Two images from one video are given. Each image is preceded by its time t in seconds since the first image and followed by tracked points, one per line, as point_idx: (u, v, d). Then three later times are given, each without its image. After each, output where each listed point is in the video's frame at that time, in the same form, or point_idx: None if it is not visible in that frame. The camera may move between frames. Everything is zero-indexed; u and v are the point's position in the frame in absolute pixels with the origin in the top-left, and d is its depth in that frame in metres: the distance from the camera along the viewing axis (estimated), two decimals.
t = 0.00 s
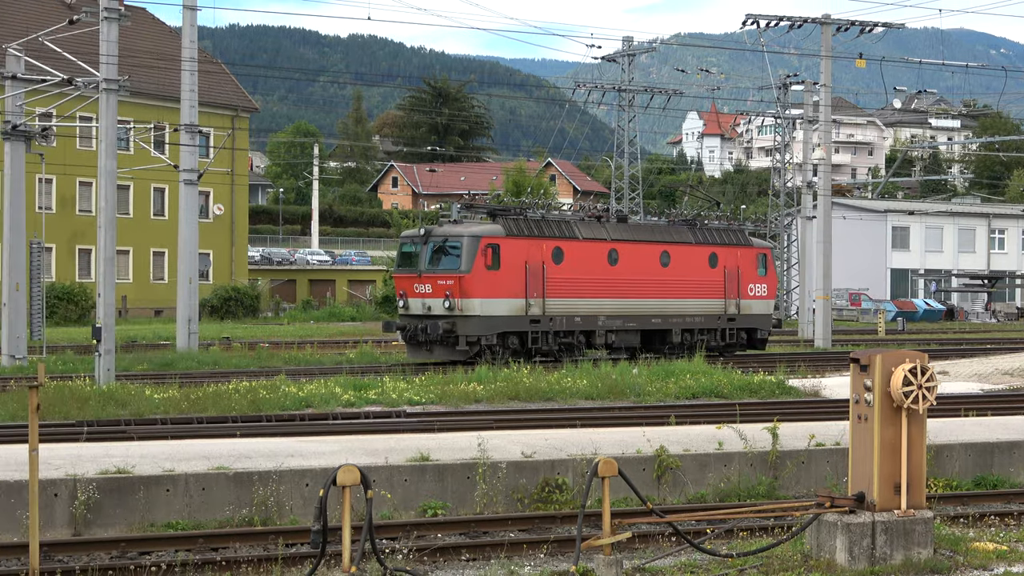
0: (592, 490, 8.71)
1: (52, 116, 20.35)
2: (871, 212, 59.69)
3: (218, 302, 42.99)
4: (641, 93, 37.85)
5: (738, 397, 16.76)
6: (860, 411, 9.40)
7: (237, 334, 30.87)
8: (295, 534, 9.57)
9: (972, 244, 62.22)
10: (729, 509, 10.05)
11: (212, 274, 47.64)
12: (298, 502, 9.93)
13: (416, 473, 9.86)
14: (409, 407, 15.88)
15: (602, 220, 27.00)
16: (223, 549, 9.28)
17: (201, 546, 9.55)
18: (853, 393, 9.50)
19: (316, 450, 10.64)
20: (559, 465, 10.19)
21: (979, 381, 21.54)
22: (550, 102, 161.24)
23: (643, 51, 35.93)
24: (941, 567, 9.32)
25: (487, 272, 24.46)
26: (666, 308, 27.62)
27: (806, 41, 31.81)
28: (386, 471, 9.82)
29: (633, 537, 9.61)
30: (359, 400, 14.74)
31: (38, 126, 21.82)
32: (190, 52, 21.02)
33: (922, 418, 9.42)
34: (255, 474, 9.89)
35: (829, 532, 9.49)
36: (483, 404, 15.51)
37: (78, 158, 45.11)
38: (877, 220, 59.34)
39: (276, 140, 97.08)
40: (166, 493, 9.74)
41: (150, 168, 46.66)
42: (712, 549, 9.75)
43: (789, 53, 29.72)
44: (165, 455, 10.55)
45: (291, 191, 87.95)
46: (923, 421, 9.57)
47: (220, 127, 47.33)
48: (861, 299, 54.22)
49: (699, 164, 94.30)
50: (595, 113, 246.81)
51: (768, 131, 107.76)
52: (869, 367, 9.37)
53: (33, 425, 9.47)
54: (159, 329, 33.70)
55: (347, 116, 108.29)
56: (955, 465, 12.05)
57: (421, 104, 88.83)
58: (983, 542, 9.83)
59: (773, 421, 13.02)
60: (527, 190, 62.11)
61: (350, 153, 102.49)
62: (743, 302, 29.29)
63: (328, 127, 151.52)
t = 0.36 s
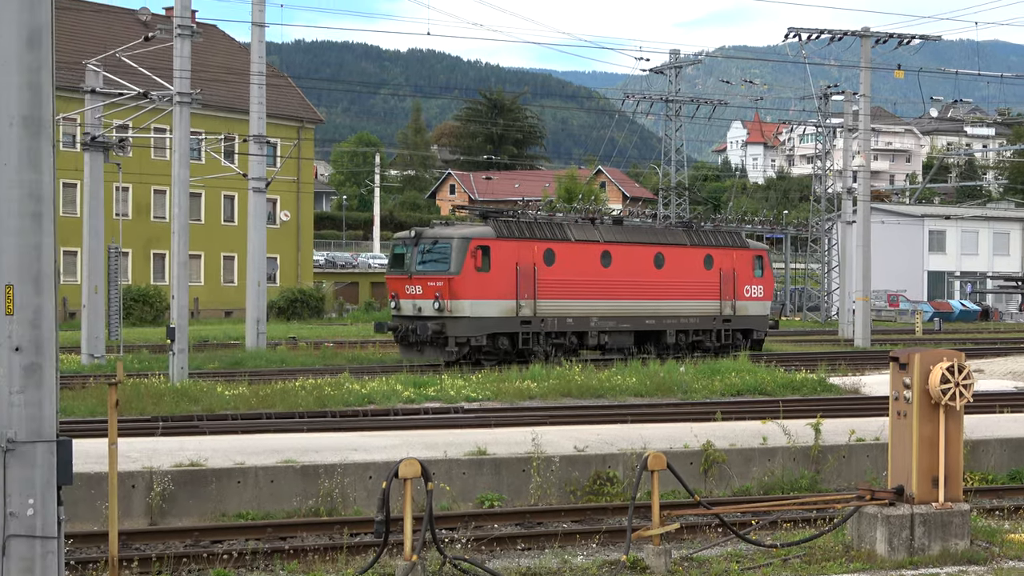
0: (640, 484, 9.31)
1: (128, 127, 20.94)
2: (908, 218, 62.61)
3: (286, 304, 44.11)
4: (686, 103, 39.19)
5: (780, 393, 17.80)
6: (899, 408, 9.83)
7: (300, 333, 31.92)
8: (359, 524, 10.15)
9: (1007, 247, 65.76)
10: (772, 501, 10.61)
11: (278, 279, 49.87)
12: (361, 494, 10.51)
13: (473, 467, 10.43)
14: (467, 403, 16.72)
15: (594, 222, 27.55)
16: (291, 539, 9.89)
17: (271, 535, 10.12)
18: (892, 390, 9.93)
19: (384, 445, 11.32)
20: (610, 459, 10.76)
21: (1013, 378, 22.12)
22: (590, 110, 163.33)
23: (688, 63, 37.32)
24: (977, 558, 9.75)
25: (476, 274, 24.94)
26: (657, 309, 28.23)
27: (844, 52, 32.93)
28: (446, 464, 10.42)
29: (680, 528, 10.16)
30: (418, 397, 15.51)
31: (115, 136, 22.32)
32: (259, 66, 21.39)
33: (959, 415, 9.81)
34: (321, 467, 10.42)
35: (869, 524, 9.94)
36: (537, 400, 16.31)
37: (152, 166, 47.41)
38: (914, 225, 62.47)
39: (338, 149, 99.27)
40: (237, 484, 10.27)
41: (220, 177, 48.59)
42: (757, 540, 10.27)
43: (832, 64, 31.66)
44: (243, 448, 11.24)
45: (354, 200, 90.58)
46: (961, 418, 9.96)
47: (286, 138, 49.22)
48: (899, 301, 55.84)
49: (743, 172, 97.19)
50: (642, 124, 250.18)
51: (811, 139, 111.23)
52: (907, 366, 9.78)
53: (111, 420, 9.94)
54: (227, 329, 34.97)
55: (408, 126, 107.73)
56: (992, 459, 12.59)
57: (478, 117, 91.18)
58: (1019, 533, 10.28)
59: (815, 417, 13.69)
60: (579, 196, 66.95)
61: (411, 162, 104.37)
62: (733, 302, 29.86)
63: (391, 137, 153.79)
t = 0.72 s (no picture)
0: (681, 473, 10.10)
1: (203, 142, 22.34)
2: (934, 222, 64.94)
3: (349, 305, 46.94)
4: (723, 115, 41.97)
5: (813, 387, 18.98)
6: (926, 401, 10.49)
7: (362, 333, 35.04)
8: (419, 510, 10.98)
9: None
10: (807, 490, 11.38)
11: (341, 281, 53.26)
12: (421, 482, 11.39)
13: (525, 457, 11.28)
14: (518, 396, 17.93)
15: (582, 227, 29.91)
16: (356, 523, 10.77)
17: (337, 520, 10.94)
18: (920, 384, 10.59)
19: (444, 435, 12.35)
20: (653, 450, 11.61)
21: None
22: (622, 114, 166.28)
23: (725, 77, 39.10)
24: (1001, 543, 10.38)
25: (462, 275, 27.26)
26: (644, 309, 30.63)
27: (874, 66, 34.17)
28: (500, 454, 11.32)
29: (720, 515, 10.91)
30: (473, 391, 16.64)
31: (190, 150, 23.73)
32: (324, 83, 22.61)
33: (984, 408, 10.45)
34: (383, 456, 11.27)
35: (898, 511, 10.60)
36: (583, 394, 17.37)
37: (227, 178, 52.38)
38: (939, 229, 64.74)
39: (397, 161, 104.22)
40: (304, 472, 11.07)
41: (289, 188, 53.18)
42: (792, 525, 11.01)
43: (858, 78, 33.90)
44: (317, 438, 12.34)
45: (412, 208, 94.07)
46: (986, 412, 10.58)
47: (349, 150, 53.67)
48: (925, 300, 57.18)
49: (778, 180, 99.43)
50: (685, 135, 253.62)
51: (842, 149, 114.09)
52: (934, 362, 10.43)
53: (189, 414, 10.64)
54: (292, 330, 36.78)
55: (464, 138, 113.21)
56: (1016, 450, 13.34)
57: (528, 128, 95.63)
58: None
59: (848, 410, 14.65)
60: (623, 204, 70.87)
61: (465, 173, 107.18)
62: (718, 301, 32.24)
63: (442, 145, 157.84)
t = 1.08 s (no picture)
0: (724, 461, 10.97)
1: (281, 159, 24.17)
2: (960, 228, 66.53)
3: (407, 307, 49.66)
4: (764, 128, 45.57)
5: (848, 381, 20.56)
6: (956, 396, 11.26)
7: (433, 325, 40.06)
8: (480, 496, 12.06)
9: None
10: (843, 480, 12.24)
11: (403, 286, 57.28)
12: (482, 470, 12.56)
13: (577, 447, 12.48)
14: (572, 388, 19.84)
15: (575, 232, 32.82)
16: (423, 508, 11.87)
17: (406, 505, 12.05)
18: (950, 380, 11.37)
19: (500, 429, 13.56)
20: (698, 441, 12.84)
21: None
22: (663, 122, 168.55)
23: (766, 93, 41.32)
24: None
25: (453, 277, 29.91)
26: (637, 310, 33.46)
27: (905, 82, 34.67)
28: (554, 445, 12.52)
29: (762, 502, 11.73)
30: (531, 385, 18.47)
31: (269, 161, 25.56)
32: (392, 100, 23.53)
33: (1011, 404, 11.17)
34: (447, 447, 12.45)
35: (930, 499, 11.33)
36: (633, 388, 19.23)
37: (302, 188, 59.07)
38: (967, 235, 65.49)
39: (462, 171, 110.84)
40: (375, 461, 12.20)
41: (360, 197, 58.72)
42: (830, 512, 11.82)
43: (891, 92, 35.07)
44: (385, 430, 13.63)
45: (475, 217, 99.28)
46: (1013, 407, 11.29)
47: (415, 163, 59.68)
48: (953, 301, 57.85)
49: (815, 188, 101.69)
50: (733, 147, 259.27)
51: (876, 158, 116.52)
52: (964, 359, 11.21)
53: (269, 406, 11.38)
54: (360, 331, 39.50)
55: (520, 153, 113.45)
56: None
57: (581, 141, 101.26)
58: None
59: (880, 405, 16.06)
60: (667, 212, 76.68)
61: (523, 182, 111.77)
62: (712, 303, 35.19)
63: (499, 157, 163.51)
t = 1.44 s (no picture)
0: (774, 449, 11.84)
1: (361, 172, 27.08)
2: (995, 231, 68.27)
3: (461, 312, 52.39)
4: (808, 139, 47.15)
5: (890, 374, 22.20)
6: (993, 388, 12.01)
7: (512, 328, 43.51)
8: (547, 482, 13.19)
9: None
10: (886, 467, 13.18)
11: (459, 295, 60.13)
12: (548, 457, 13.88)
13: (637, 436, 13.96)
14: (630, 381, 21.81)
15: (575, 234, 34.89)
16: (494, 493, 13.01)
17: (477, 490, 13.19)
18: (988, 373, 12.12)
19: (565, 422, 14.76)
20: (750, 430, 14.26)
21: None
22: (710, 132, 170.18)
23: (812, 104, 43.13)
24: None
25: (451, 278, 31.90)
26: (636, 309, 35.66)
27: (943, 94, 35.60)
28: (616, 435, 13.89)
29: (810, 488, 12.58)
30: (592, 378, 20.35)
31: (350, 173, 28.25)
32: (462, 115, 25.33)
33: None
34: (516, 437, 13.78)
35: (968, 484, 12.11)
36: (687, 380, 21.10)
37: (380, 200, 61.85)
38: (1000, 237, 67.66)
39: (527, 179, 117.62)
40: (449, 450, 13.45)
41: (434, 207, 61.43)
42: (874, 497, 12.65)
43: (929, 103, 36.13)
44: (458, 421, 15.00)
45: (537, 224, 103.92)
46: None
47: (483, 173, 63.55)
48: (989, 298, 57.49)
49: (859, 194, 103.39)
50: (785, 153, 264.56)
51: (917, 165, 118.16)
52: (1000, 354, 11.97)
53: (353, 399, 12.28)
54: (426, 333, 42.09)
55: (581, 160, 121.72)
56: None
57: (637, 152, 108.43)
58: None
59: (921, 397, 17.68)
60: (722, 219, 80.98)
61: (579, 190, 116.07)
62: (712, 302, 37.65)
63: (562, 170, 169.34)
